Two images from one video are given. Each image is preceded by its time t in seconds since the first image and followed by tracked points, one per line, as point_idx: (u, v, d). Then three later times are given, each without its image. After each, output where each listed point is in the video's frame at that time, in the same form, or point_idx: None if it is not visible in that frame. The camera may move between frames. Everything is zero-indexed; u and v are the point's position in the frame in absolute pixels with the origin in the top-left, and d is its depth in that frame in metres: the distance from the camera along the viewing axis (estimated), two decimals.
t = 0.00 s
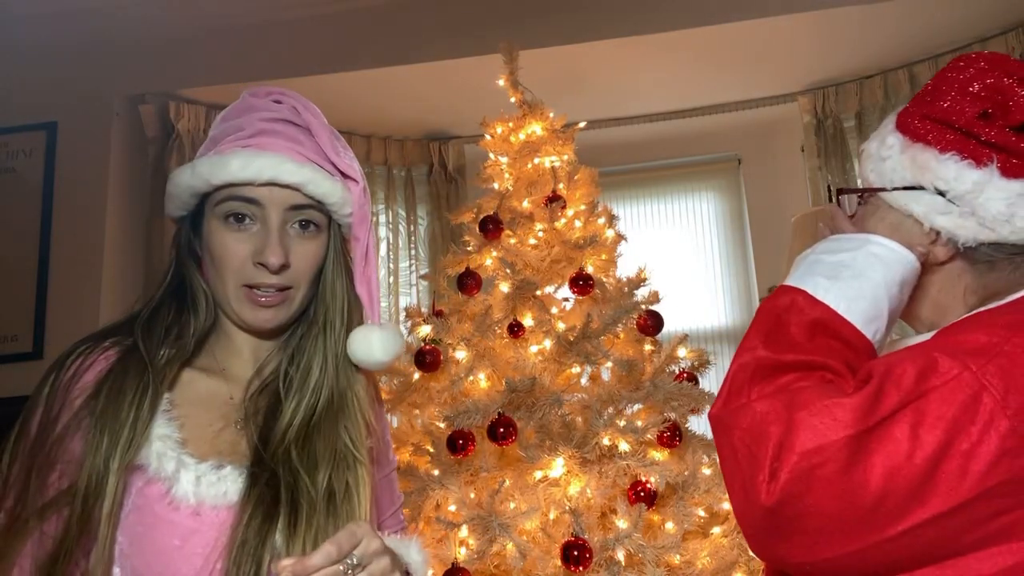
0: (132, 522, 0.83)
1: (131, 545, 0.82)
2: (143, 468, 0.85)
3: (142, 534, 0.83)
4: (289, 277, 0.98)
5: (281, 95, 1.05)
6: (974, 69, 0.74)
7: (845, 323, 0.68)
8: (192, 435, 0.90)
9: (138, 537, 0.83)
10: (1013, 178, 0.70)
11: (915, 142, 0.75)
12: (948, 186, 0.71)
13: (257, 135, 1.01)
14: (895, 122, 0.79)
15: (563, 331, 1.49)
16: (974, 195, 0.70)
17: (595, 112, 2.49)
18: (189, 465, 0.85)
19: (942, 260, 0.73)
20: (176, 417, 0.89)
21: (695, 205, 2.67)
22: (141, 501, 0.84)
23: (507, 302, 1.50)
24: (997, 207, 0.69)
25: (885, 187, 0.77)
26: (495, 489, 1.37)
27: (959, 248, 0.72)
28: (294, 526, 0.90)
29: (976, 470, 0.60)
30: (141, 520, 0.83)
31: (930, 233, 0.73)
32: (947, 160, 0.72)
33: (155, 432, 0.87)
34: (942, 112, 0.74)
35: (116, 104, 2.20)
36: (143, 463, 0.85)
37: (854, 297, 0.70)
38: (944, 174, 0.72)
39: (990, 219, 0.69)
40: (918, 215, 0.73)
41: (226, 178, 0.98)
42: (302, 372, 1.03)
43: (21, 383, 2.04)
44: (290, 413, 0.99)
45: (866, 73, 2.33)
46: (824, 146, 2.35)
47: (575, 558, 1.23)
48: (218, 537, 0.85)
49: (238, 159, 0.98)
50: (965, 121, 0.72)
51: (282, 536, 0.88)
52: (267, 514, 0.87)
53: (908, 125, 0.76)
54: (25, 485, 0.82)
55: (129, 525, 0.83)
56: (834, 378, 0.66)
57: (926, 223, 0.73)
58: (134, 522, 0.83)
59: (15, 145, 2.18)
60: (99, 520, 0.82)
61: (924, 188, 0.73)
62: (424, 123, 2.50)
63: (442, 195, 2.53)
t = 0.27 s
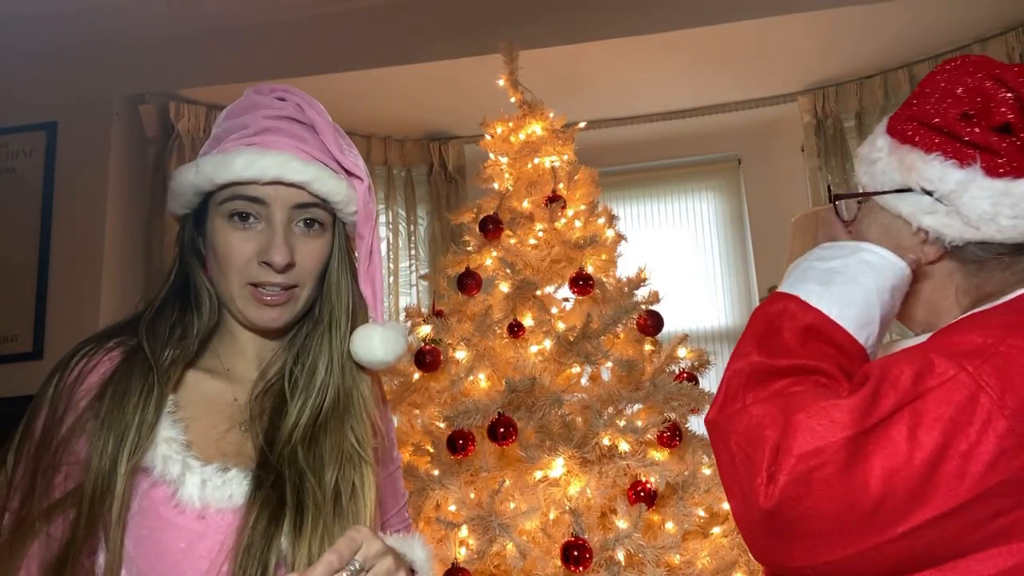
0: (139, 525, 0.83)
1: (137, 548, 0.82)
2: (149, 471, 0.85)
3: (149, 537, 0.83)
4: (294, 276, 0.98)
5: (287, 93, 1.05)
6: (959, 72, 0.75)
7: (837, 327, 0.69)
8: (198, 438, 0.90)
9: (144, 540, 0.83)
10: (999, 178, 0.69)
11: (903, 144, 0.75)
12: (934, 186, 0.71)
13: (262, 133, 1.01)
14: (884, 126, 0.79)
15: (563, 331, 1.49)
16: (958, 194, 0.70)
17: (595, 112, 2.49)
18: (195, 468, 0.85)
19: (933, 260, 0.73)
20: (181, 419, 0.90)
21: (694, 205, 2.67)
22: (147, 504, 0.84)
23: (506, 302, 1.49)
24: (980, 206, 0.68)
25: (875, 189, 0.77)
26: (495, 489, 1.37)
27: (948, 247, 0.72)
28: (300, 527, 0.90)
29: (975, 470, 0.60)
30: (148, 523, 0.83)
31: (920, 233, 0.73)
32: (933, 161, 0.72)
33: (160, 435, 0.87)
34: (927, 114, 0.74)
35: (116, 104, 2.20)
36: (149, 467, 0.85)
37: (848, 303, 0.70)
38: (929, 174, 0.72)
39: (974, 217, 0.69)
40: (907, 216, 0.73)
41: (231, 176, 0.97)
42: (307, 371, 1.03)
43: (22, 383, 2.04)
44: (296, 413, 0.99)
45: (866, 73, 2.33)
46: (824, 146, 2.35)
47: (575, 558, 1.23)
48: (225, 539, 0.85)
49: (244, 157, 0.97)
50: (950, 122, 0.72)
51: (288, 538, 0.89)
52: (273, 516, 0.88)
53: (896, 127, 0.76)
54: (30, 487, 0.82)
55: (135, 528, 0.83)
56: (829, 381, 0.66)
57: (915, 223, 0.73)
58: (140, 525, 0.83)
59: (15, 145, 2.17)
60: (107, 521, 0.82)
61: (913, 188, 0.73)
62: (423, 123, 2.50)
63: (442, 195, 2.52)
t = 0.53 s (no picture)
0: (138, 527, 0.83)
1: (138, 550, 0.82)
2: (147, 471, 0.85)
3: (149, 539, 0.82)
4: (291, 274, 0.98)
5: (281, 89, 1.05)
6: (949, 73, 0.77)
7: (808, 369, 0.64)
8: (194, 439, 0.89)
9: (145, 542, 0.82)
10: (994, 175, 0.71)
11: (896, 146, 0.77)
12: (929, 184, 0.73)
13: (257, 130, 1.01)
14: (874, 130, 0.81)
15: (563, 331, 1.49)
16: (954, 191, 0.72)
17: (595, 112, 2.49)
18: (196, 468, 0.85)
19: (928, 258, 0.73)
20: (178, 420, 0.89)
21: (694, 205, 2.67)
22: (146, 505, 0.84)
23: (506, 302, 1.49)
24: (976, 203, 0.70)
25: (868, 191, 0.78)
26: (495, 489, 1.37)
27: (944, 245, 0.72)
28: (303, 527, 0.91)
29: (1022, 489, 0.56)
30: (148, 525, 0.83)
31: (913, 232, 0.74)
32: (928, 160, 0.74)
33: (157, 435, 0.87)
34: (920, 116, 0.76)
35: (116, 104, 2.20)
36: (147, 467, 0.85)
37: (805, 346, 0.66)
38: (925, 173, 0.73)
39: (971, 213, 0.71)
40: (903, 216, 0.74)
41: (228, 174, 0.97)
42: (306, 369, 1.04)
43: (21, 383, 2.04)
44: (296, 412, 0.99)
45: (866, 73, 2.33)
46: (824, 146, 2.35)
47: (575, 558, 1.23)
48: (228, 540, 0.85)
49: (240, 155, 0.97)
50: (943, 122, 0.74)
51: (292, 537, 0.89)
52: (276, 515, 0.88)
53: (888, 131, 0.79)
54: (25, 489, 0.82)
55: (135, 530, 0.83)
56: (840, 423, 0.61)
57: (909, 223, 0.74)
58: (139, 527, 0.83)
59: (15, 145, 2.18)
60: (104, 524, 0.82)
61: (909, 189, 0.75)
62: (423, 123, 2.50)
63: (442, 195, 2.52)
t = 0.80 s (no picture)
0: (142, 527, 0.83)
1: (142, 550, 0.82)
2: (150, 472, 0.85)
3: (153, 540, 0.82)
4: (290, 272, 0.98)
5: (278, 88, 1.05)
6: (963, 72, 0.79)
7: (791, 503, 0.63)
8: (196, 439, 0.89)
9: (149, 543, 0.82)
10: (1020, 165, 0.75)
11: (922, 140, 0.78)
12: (963, 174, 0.74)
13: (254, 128, 1.01)
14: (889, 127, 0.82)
15: (563, 331, 1.49)
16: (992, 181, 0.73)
17: (595, 112, 2.49)
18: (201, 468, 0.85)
19: (952, 252, 0.73)
20: (180, 421, 0.89)
21: (694, 205, 2.66)
22: (150, 506, 0.84)
23: (506, 302, 1.49)
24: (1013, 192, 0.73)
25: (888, 184, 0.77)
26: (495, 489, 1.37)
27: (976, 235, 0.73)
28: (309, 526, 0.91)
29: None
30: (151, 525, 0.83)
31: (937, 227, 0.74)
32: (961, 152, 0.75)
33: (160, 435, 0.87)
34: (945, 111, 0.78)
35: (116, 104, 2.20)
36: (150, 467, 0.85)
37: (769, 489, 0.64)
38: (960, 164, 0.75)
39: (1008, 202, 0.72)
40: (933, 207, 0.74)
41: (226, 171, 0.97)
42: (306, 367, 1.04)
43: (22, 383, 2.04)
44: (297, 410, 1.00)
45: (866, 73, 2.33)
46: (824, 146, 2.35)
47: (575, 558, 1.23)
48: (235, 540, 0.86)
49: (239, 153, 0.97)
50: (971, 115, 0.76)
51: (297, 537, 0.89)
52: (282, 515, 0.88)
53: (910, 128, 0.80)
54: (25, 492, 0.81)
55: (139, 531, 0.83)
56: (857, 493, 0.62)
57: (936, 215, 0.74)
58: (143, 528, 0.83)
59: (15, 145, 2.18)
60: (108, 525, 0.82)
61: (937, 181, 0.75)
62: (423, 123, 2.50)
63: (442, 195, 2.52)
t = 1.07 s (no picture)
0: (143, 525, 0.83)
1: (142, 549, 0.82)
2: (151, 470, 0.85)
3: (153, 539, 0.82)
4: (293, 270, 0.98)
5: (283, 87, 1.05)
6: (945, 74, 0.79)
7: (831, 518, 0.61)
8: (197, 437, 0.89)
9: (149, 541, 0.82)
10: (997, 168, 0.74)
11: (898, 142, 0.79)
12: (939, 179, 0.74)
13: (259, 128, 1.01)
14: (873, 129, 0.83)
15: (563, 331, 1.49)
16: (965, 183, 0.74)
17: (595, 112, 2.49)
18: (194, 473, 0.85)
19: (931, 254, 0.73)
20: (182, 420, 0.89)
21: (694, 205, 2.67)
22: (150, 504, 0.84)
23: (506, 302, 1.49)
24: (987, 195, 0.73)
25: (866, 188, 0.79)
26: (495, 489, 1.37)
27: (952, 239, 0.73)
28: (307, 525, 0.91)
29: None
30: (152, 523, 0.83)
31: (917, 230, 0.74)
32: (935, 155, 0.76)
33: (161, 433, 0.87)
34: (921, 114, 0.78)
35: (115, 104, 2.20)
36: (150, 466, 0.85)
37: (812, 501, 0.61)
38: (934, 167, 0.75)
39: (982, 206, 0.72)
40: (909, 210, 0.75)
41: (231, 172, 0.97)
42: (307, 367, 1.04)
43: (22, 383, 2.04)
44: (298, 408, 1.00)
45: (866, 73, 2.33)
46: (824, 146, 2.35)
47: (575, 558, 1.23)
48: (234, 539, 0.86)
49: (245, 153, 0.98)
50: (946, 117, 0.76)
51: (296, 536, 0.89)
52: (279, 514, 0.88)
53: (889, 129, 0.81)
54: (26, 491, 0.82)
55: (139, 530, 0.83)
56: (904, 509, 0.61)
57: (914, 219, 0.75)
58: (144, 526, 0.83)
59: (15, 145, 2.17)
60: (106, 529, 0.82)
61: (913, 185, 0.76)
62: (423, 123, 2.50)
63: (442, 195, 2.52)
